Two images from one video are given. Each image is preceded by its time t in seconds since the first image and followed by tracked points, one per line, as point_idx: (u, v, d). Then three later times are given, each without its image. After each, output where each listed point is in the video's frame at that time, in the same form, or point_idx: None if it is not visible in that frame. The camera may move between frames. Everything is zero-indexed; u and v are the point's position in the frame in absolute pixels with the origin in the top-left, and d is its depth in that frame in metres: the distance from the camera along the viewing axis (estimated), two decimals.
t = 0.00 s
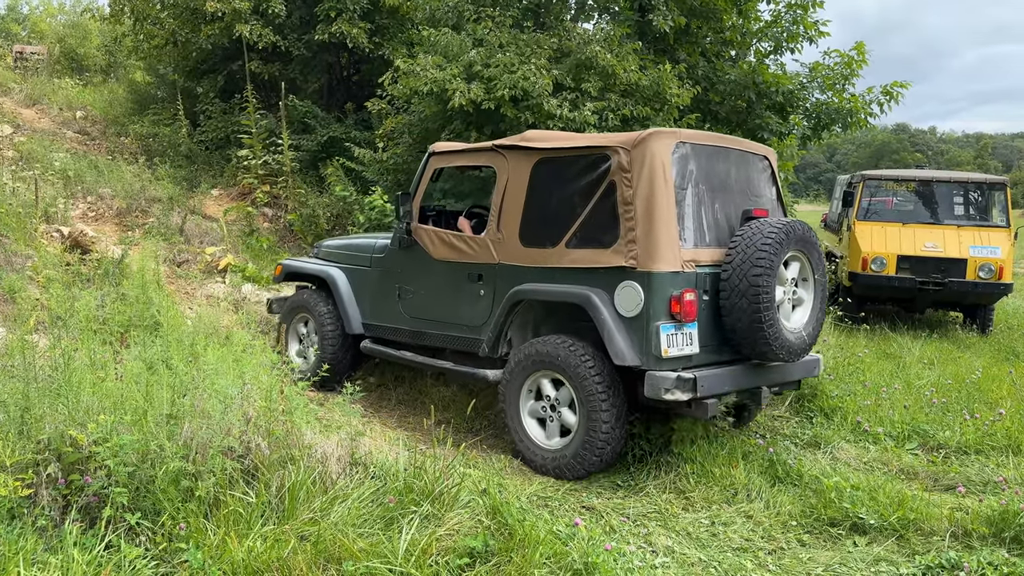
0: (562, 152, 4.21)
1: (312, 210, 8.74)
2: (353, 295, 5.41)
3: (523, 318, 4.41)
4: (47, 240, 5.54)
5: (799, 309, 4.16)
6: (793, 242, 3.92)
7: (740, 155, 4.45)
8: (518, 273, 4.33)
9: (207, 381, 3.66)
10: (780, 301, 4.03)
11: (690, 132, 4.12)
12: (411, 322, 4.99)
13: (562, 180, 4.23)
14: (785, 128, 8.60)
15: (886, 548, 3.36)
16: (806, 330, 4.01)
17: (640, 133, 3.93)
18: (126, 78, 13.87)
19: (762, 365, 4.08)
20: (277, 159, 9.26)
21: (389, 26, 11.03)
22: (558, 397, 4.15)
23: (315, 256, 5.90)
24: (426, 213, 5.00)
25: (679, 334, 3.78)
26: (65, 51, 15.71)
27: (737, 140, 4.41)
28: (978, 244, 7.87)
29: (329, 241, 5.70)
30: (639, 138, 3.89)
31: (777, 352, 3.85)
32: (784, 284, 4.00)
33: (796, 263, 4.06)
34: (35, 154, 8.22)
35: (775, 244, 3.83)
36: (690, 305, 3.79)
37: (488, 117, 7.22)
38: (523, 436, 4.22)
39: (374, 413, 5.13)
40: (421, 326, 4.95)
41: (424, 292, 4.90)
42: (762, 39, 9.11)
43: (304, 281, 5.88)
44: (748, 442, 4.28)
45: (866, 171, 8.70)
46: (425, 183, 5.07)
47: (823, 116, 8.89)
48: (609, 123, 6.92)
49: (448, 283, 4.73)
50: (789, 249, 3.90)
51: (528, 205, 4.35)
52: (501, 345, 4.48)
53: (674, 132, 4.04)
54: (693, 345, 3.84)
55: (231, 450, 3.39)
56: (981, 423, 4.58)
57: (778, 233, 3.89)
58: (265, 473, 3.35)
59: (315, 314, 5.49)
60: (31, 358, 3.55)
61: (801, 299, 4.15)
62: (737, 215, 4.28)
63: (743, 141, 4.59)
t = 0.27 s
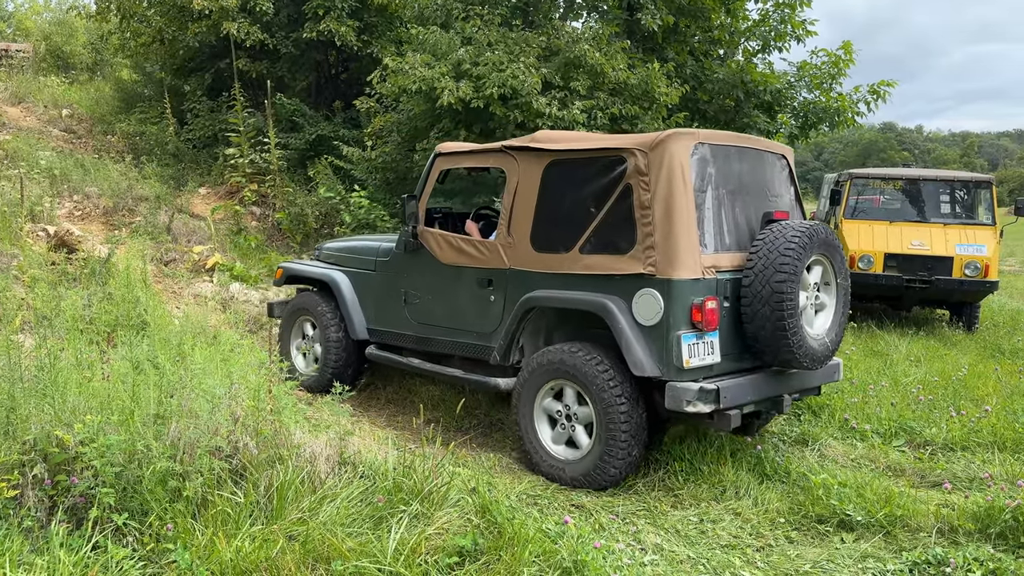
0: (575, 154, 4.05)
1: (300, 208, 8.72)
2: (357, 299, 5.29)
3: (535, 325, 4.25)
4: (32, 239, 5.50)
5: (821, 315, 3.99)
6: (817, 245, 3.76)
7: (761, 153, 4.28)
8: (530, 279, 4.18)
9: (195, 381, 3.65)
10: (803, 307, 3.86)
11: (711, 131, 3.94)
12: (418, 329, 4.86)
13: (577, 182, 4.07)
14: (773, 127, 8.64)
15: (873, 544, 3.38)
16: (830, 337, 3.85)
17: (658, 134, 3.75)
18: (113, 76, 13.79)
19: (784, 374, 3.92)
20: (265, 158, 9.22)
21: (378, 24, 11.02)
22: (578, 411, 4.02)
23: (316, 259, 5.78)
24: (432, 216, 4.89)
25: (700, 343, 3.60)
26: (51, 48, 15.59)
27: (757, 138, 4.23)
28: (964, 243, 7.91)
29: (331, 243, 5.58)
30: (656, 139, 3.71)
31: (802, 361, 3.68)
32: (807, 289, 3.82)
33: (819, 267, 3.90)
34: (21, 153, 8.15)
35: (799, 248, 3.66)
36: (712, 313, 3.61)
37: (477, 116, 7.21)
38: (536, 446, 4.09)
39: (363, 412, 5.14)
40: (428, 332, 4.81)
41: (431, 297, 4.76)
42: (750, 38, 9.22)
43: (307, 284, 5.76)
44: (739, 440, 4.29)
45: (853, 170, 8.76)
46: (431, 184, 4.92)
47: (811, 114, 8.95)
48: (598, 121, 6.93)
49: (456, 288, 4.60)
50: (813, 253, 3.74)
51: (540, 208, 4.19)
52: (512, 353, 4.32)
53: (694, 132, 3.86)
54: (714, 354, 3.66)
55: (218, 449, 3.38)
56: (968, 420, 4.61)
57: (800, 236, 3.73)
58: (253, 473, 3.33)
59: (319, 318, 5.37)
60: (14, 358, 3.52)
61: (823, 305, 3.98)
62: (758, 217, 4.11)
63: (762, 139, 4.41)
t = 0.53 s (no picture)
0: (592, 151, 3.94)
1: (287, 206, 8.69)
2: (361, 295, 5.20)
3: (547, 326, 4.15)
4: (15, 238, 5.45)
5: (843, 319, 3.93)
6: (841, 249, 3.69)
7: (780, 152, 4.19)
8: (544, 280, 4.08)
9: (179, 380, 3.63)
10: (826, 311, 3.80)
11: (732, 129, 3.84)
12: (426, 328, 4.76)
13: (592, 181, 3.96)
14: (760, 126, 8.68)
15: (858, 540, 3.41)
16: (852, 342, 3.79)
17: (681, 131, 3.64)
18: (97, 73, 13.67)
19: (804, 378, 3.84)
20: (251, 155, 9.16)
21: (365, 21, 11.00)
22: (592, 414, 3.88)
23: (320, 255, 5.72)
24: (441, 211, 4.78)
25: (721, 348, 3.52)
26: (34, 45, 15.41)
27: (778, 136, 4.14)
28: (949, 240, 7.98)
29: (336, 239, 5.54)
30: (679, 137, 3.61)
31: (824, 367, 3.60)
32: (830, 293, 3.76)
33: (842, 271, 3.83)
34: (4, 150, 8.07)
35: (823, 251, 3.59)
36: (733, 317, 3.53)
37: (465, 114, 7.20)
38: (548, 453, 3.98)
39: (351, 411, 5.14)
40: (435, 332, 4.72)
41: (438, 296, 4.66)
42: (737, 36, 9.27)
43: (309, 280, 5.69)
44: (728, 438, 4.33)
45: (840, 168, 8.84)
46: (439, 179, 4.81)
47: (798, 113, 8.99)
48: (585, 119, 6.94)
49: (465, 287, 4.49)
50: (838, 256, 3.66)
51: (554, 207, 4.08)
52: (523, 355, 4.22)
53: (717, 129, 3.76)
54: (734, 359, 3.59)
55: (205, 449, 3.36)
56: (952, 416, 4.65)
57: (825, 239, 3.64)
58: (240, 472, 3.32)
59: (321, 313, 5.30)
60: None
61: (845, 308, 3.92)
62: (777, 218, 4.03)
63: (781, 137, 4.32)
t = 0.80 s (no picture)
0: (609, 145, 3.90)
1: (271, 204, 8.67)
2: (366, 295, 5.15)
3: (563, 325, 4.10)
4: None
5: (866, 316, 3.93)
6: (866, 244, 3.69)
7: (799, 146, 4.16)
8: (561, 276, 4.04)
9: (160, 379, 3.60)
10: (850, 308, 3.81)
11: (754, 122, 3.81)
12: (433, 328, 4.74)
13: (612, 175, 3.93)
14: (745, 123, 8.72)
15: (840, 535, 3.45)
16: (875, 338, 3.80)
17: (702, 124, 3.61)
18: (79, 69, 13.54)
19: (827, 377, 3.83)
20: (236, 152, 9.10)
21: (350, 17, 10.94)
22: (614, 421, 3.81)
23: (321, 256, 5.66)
24: (449, 206, 4.71)
25: (749, 346, 3.49)
26: (14, 40, 15.21)
27: (798, 129, 4.11)
28: (931, 238, 8.05)
29: (340, 239, 5.50)
30: (702, 130, 3.57)
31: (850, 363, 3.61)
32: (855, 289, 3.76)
33: (865, 267, 3.84)
34: None
35: (849, 246, 3.59)
36: (760, 314, 3.53)
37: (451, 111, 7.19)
38: (566, 456, 3.91)
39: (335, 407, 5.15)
40: (443, 331, 4.69)
41: (447, 295, 4.64)
42: (721, 35, 9.32)
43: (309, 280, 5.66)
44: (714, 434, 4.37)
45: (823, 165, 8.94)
46: (449, 175, 4.75)
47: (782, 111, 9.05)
48: (571, 117, 6.95)
49: (473, 285, 4.47)
50: (863, 252, 3.67)
51: (571, 202, 4.05)
52: (537, 355, 4.17)
53: (739, 122, 3.72)
54: (761, 358, 3.56)
55: (187, 448, 3.35)
56: (933, 411, 4.71)
57: (851, 235, 3.65)
58: (223, 470, 3.30)
59: (325, 314, 5.23)
60: None
61: (868, 305, 3.93)
62: (799, 213, 4.01)
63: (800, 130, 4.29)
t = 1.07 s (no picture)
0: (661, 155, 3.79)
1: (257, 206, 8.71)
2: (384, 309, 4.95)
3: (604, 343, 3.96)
4: None
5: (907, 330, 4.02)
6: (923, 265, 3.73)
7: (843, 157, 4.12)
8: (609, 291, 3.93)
9: (144, 382, 3.58)
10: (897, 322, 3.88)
11: (813, 135, 3.74)
12: (462, 343, 4.57)
13: (667, 187, 3.82)
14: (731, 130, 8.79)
15: (821, 540, 3.50)
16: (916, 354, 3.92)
17: (768, 138, 3.54)
18: (64, 68, 13.45)
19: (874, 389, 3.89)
20: (222, 154, 9.06)
21: (337, 19, 10.89)
22: (666, 439, 3.73)
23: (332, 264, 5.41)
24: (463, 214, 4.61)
25: (818, 371, 3.50)
26: None
27: (846, 140, 4.07)
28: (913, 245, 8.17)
29: (352, 247, 5.23)
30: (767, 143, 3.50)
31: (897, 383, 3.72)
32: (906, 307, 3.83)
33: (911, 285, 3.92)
34: None
35: (913, 268, 3.62)
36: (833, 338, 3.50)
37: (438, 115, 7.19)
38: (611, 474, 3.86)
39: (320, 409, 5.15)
40: (471, 346, 4.53)
41: (475, 309, 4.47)
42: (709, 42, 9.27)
43: (321, 290, 5.45)
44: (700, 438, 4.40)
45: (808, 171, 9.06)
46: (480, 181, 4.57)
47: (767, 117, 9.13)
48: (558, 121, 7.00)
49: (509, 301, 4.30)
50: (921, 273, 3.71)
51: (622, 215, 3.96)
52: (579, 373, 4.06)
53: (800, 136, 3.66)
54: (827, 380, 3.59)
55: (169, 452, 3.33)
56: (916, 417, 4.76)
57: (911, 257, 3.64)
58: (207, 474, 3.27)
59: (339, 328, 5.03)
60: None
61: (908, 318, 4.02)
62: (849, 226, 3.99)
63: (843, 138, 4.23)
